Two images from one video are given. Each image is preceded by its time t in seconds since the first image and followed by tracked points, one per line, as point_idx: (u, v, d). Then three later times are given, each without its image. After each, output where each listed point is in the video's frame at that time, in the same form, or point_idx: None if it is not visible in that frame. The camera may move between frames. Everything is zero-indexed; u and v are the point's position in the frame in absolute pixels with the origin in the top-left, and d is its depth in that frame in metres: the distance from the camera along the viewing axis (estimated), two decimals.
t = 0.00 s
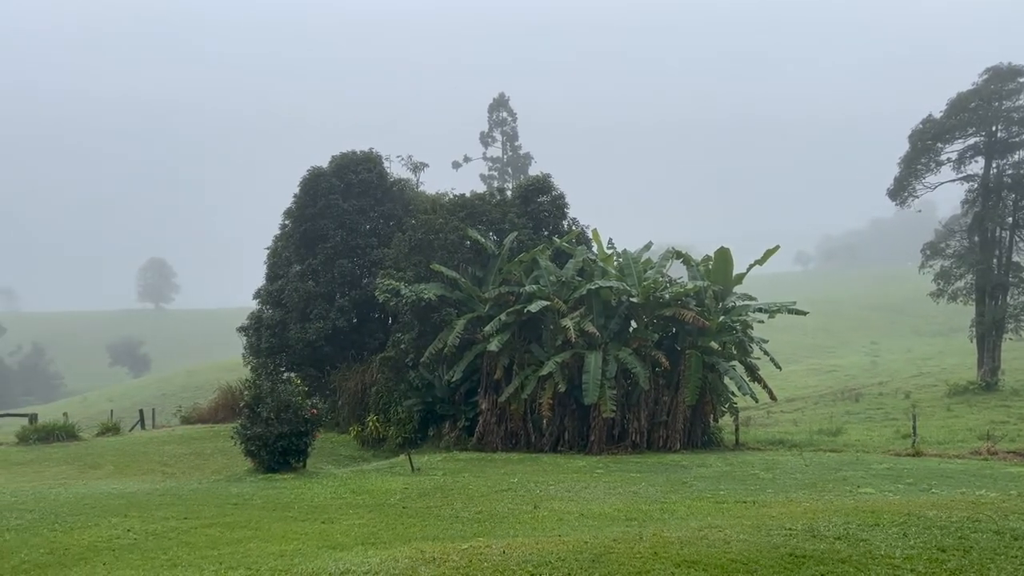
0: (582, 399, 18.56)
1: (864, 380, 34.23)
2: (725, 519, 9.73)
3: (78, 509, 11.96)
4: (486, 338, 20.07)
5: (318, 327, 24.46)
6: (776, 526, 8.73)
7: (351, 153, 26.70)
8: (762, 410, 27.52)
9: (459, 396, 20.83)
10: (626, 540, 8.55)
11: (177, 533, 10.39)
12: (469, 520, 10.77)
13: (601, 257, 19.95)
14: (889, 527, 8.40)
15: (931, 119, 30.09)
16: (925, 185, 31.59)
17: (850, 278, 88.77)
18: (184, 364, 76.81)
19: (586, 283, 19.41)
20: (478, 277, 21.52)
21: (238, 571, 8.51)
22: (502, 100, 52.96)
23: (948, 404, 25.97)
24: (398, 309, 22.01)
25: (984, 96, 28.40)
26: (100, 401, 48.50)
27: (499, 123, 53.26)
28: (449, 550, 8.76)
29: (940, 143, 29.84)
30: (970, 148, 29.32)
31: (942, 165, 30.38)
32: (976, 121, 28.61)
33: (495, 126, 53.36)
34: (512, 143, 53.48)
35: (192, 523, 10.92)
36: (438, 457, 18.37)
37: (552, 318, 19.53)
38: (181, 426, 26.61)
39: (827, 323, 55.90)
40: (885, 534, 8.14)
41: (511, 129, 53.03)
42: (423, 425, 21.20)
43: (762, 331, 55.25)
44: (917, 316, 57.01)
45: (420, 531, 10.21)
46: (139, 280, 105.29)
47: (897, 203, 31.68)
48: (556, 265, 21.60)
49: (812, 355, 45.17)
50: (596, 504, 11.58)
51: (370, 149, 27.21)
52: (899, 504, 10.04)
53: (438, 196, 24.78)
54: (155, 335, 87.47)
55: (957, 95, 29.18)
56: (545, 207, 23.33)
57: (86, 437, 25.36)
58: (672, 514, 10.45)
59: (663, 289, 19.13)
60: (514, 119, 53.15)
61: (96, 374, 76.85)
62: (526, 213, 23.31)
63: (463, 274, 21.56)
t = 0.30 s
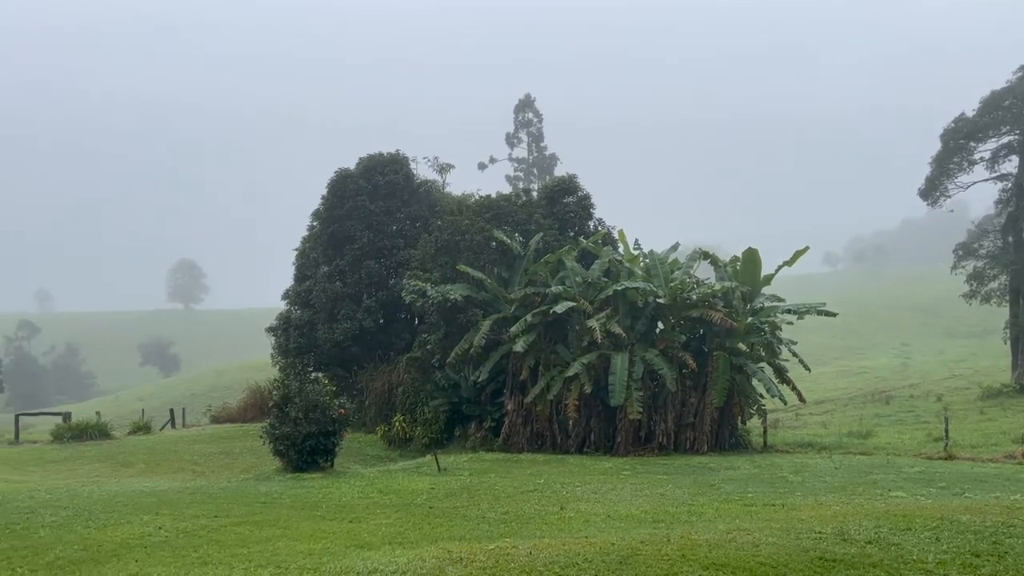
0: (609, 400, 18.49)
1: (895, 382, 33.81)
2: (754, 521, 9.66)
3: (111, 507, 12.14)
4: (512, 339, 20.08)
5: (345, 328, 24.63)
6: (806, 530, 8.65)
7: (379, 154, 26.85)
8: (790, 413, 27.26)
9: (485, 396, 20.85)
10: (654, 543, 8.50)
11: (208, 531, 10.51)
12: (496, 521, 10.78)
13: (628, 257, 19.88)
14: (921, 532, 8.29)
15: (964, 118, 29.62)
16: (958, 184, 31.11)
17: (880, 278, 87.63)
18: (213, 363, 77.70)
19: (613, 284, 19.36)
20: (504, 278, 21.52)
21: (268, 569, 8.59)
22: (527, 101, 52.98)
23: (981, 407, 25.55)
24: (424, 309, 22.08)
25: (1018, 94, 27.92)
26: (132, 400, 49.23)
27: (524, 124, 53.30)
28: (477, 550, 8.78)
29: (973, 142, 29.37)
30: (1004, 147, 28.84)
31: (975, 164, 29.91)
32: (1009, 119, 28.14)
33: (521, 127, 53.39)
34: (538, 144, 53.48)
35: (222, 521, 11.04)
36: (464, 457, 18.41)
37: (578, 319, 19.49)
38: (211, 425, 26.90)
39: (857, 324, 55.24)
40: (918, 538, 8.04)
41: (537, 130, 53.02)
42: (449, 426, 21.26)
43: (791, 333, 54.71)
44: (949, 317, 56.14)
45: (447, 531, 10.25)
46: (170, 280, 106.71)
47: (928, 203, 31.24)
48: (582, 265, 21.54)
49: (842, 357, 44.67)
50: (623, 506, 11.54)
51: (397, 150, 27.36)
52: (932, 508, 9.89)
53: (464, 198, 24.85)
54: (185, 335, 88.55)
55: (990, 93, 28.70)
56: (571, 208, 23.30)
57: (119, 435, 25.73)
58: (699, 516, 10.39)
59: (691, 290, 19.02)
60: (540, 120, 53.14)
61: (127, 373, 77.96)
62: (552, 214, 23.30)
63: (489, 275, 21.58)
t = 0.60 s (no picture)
0: (636, 402, 18.41)
1: (927, 385, 33.29)
2: (784, 525, 9.58)
3: (144, 505, 12.32)
4: (539, 339, 20.08)
5: (373, 328, 24.79)
6: (838, 533, 8.55)
7: (406, 156, 26.99)
8: (820, 415, 26.97)
9: (512, 397, 20.87)
10: (683, 545, 8.45)
11: (238, 529, 10.63)
12: (524, 521, 10.79)
13: (655, 258, 19.78)
14: (956, 536, 8.16)
15: (999, 116, 29.19)
16: (992, 184, 30.61)
17: (912, 279, 86.36)
18: (243, 364, 78.51)
19: (640, 285, 19.28)
20: (531, 279, 21.51)
21: (298, 567, 8.66)
22: (553, 102, 52.95)
23: (1017, 410, 25.08)
24: (451, 310, 22.14)
25: None
26: (163, 399, 49.88)
27: (551, 126, 53.28)
28: (505, 551, 8.79)
29: (1009, 141, 28.93)
30: None
31: (1010, 163, 29.42)
32: None
33: (548, 128, 53.36)
34: (564, 145, 53.41)
35: (252, 520, 11.16)
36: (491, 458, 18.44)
37: (605, 320, 19.42)
38: (241, 425, 27.20)
39: (889, 326, 54.49)
40: (952, 543, 7.92)
41: (563, 131, 52.95)
42: (476, 426, 21.31)
43: (820, 335, 54.12)
44: (984, 319, 55.19)
45: (475, 531, 10.29)
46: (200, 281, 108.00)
47: (962, 203, 30.75)
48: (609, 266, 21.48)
49: (873, 359, 44.09)
50: (651, 508, 11.49)
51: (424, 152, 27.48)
52: (966, 513, 9.73)
53: (491, 199, 24.90)
54: (215, 335, 89.59)
55: None
56: (598, 209, 23.25)
57: (151, 434, 26.09)
58: (728, 518, 10.32)
59: (719, 291, 18.90)
60: (567, 121, 53.08)
61: (159, 373, 79.05)
62: (579, 214, 23.27)
63: (516, 276, 21.58)
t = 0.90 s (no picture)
0: (665, 404, 18.32)
1: (962, 387, 32.73)
2: (815, 528, 9.47)
3: (176, 503, 12.48)
4: (567, 341, 20.06)
5: (401, 329, 24.92)
6: (870, 537, 8.44)
7: (434, 158, 27.11)
8: (852, 417, 26.65)
9: (540, 398, 20.87)
10: (712, 548, 8.40)
11: (269, 528, 10.73)
12: (552, 523, 10.79)
13: (684, 259, 19.66)
14: (992, 542, 8.02)
15: None
16: None
17: (946, 280, 84.98)
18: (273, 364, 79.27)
19: (669, 286, 19.19)
20: (558, 280, 21.50)
21: (327, 567, 8.70)
22: (581, 102, 52.87)
23: None
24: (479, 311, 22.18)
25: None
26: (195, 399, 50.48)
27: (578, 126, 53.18)
28: (534, 552, 8.78)
29: None
30: None
31: None
32: None
33: (575, 129, 53.27)
34: (592, 146, 53.28)
35: (282, 519, 11.27)
36: (519, 459, 18.45)
37: (633, 321, 19.34)
38: (271, 424, 27.46)
39: (922, 328, 53.66)
40: (988, 549, 7.78)
41: (591, 131, 52.82)
42: (504, 427, 21.34)
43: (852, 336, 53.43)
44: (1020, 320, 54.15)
45: (503, 532, 10.30)
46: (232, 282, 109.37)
47: (998, 203, 30.21)
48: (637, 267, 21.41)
49: (906, 361, 43.44)
50: (680, 510, 11.42)
51: (452, 154, 27.58)
52: (1003, 518, 9.55)
53: (519, 200, 24.93)
54: (246, 336, 90.52)
55: None
56: (625, 209, 23.16)
57: (184, 433, 26.44)
58: (758, 522, 10.23)
59: (749, 292, 18.76)
60: (595, 122, 52.95)
61: (191, 373, 80.05)
62: (607, 215, 23.21)
63: (543, 277, 21.57)
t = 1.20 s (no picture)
0: (694, 406, 18.20)
1: (999, 390, 32.12)
2: (847, 533, 9.35)
3: (208, 502, 12.64)
4: (595, 342, 20.01)
5: (429, 330, 25.03)
6: (904, 543, 8.32)
7: (462, 159, 27.18)
8: (885, 421, 26.28)
9: (568, 399, 20.84)
10: (743, 552, 8.32)
11: (299, 527, 10.82)
12: (580, 525, 10.77)
13: (713, 260, 19.51)
14: None
15: None
16: None
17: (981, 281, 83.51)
18: (303, 365, 79.96)
19: (697, 288, 19.06)
20: (585, 281, 21.44)
21: (357, 566, 8.74)
22: (609, 103, 52.72)
23: None
24: (506, 313, 22.19)
25: None
26: (227, 399, 51.10)
27: (606, 126, 53.00)
28: (563, 554, 8.76)
29: None
30: None
31: None
32: None
33: (603, 130, 53.12)
34: (620, 146, 53.09)
35: (312, 518, 11.36)
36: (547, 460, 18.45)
37: (662, 323, 19.22)
38: (301, 424, 27.71)
39: (958, 329, 52.77)
40: None
41: (619, 132, 52.66)
42: (532, 429, 21.34)
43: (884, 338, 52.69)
44: None
45: (531, 533, 10.30)
46: (263, 284, 110.68)
47: None
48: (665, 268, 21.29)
49: (941, 364, 42.75)
50: (709, 513, 11.33)
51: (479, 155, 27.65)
52: None
53: (546, 201, 24.91)
54: (276, 337, 91.42)
55: None
56: (654, 210, 23.05)
57: (216, 432, 26.77)
58: (789, 526, 10.12)
59: (780, 294, 18.58)
60: (623, 122, 52.76)
61: (222, 374, 81.02)
62: (635, 216, 23.12)
63: (571, 279, 21.53)
